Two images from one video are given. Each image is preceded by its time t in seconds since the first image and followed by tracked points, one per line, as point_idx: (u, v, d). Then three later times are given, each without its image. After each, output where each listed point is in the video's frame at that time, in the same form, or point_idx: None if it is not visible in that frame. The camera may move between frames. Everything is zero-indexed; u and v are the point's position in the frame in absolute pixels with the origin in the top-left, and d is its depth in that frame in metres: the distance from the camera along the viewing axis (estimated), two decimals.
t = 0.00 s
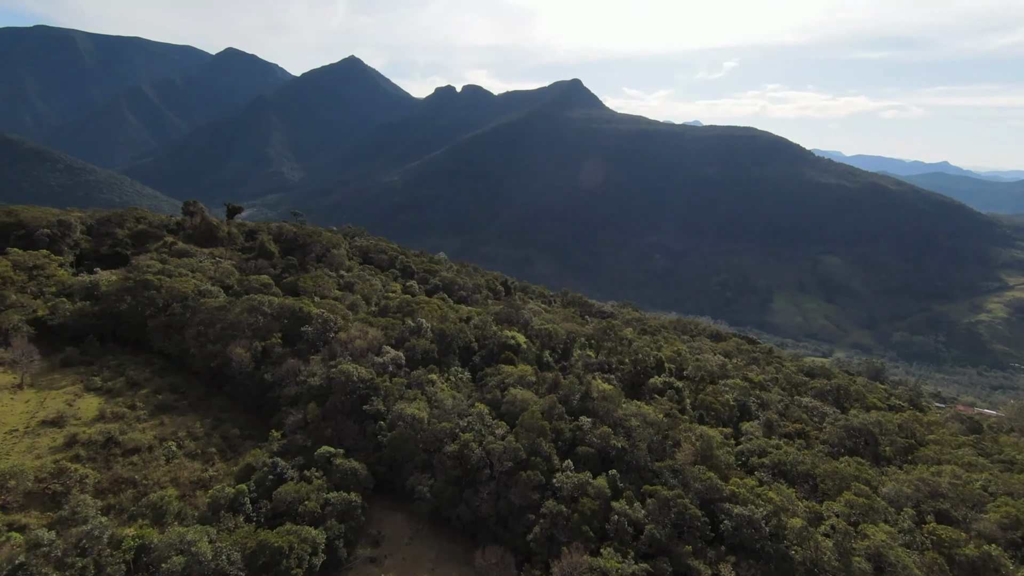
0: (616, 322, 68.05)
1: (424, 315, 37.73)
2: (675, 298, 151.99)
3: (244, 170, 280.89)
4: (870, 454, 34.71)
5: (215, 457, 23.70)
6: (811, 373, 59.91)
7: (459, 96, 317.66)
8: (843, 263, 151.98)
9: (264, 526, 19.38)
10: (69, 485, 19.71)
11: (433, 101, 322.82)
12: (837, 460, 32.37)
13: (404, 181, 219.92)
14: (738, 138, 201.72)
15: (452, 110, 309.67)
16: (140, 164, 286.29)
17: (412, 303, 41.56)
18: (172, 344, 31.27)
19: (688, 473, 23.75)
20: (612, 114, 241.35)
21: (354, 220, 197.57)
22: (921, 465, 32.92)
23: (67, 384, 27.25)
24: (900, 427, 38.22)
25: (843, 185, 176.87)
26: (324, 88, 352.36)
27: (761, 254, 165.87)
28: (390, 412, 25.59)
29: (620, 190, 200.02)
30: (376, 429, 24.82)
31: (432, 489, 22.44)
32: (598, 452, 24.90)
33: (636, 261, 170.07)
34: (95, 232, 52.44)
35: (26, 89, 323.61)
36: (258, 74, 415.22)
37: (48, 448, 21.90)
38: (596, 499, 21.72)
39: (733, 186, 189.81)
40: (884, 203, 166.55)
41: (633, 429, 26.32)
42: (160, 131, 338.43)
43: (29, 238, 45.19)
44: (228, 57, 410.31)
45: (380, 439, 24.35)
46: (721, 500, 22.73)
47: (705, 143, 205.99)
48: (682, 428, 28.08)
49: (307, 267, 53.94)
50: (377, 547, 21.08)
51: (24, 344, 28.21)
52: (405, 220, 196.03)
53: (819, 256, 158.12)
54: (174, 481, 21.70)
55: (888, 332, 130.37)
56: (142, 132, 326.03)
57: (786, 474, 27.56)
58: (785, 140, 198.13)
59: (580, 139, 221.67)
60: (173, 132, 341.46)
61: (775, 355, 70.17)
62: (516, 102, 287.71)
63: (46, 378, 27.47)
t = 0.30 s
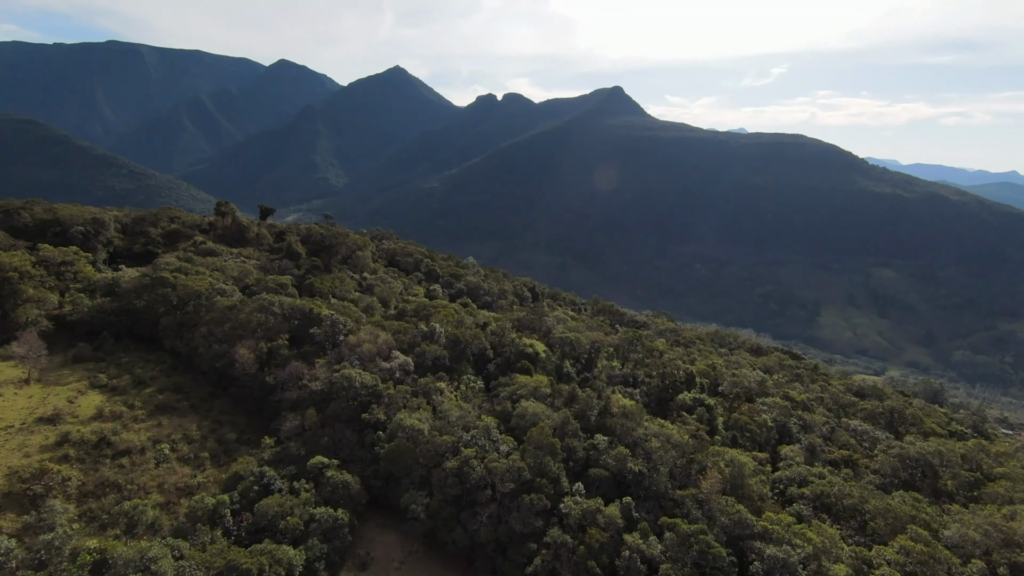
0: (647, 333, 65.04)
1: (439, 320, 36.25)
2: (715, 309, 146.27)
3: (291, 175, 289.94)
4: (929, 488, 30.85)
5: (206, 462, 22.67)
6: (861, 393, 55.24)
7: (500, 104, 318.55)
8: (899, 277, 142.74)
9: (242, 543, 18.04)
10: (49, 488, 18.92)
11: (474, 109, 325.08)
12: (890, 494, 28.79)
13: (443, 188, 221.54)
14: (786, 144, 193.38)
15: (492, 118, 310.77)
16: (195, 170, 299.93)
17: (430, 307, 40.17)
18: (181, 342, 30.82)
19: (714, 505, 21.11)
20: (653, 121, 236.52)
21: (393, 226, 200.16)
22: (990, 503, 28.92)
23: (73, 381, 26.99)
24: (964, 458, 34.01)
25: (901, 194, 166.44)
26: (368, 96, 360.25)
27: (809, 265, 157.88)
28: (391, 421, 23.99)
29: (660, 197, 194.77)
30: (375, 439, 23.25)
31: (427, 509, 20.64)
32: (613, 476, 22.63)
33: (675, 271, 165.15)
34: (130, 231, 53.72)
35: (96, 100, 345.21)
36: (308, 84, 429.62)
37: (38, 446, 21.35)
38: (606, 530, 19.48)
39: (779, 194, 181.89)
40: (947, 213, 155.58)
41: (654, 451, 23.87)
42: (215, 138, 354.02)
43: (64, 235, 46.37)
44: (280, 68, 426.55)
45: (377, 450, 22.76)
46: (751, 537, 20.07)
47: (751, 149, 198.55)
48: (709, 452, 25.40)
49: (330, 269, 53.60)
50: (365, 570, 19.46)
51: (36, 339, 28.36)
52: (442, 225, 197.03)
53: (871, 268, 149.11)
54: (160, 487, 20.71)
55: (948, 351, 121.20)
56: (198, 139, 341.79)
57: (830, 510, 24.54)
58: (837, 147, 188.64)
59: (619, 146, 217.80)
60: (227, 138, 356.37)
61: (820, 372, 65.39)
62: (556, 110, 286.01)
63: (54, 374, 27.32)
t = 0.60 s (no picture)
0: (678, 346, 61.88)
1: (452, 325, 34.70)
2: (755, 323, 140.08)
3: (333, 182, 297.12)
4: (994, 532, 26.99)
5: (192, 467, 21.63)
6: (913, 418, 50.60)
7: (539, 113, 317.59)
8: (957, 294, 133.26)
9: (212, 559, 16.72)
10: (22, 489, 18.12)
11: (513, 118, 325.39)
12: (947, 538, 25.29)
13: (479, 196, 222.02)
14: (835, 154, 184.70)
15: (530, 127, 310.04)
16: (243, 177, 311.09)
17: (444, 312, 38.72)
18: (187, 341, 30.26)
19: (736, 543, 18.62)
20: (694, 129, 230.79)
21: (429, 232, 201.45)
22: None
23: (75, 376, 26.64)
24: None
25: (961, 206, 155.93)
26: (408, 104, 365.76)
27: (858, 280, 149.57)
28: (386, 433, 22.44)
29: (700, 207, 189.16)
30: (367, 451, 21.77)
31: (415, 531, 18.95)
32: (623, 505, 20.43)
33: (714, 283, 159.43)
34: (161, 230, 54.61)
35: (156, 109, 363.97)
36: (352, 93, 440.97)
37: (24, 444, 20.75)
38: (610, 568, 17.31)
39: (827, 205, 173.50)
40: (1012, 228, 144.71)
41: (670, 478, 21.47)
42: (264, 146, 367.00)
43: (94, 232, 47.24)
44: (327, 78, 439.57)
45: (368, 464, 21.21)
46: None
47: (797, 158, 190.63)
48: (735, 481, 22.77)
49: (351, 272, 53.13)
50: None
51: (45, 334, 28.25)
52: (477, 232, 196.83)
53: (927, 285, 139.89)
54: (140, 493, 19.73)
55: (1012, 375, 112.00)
56: (248, 147, 355.08)
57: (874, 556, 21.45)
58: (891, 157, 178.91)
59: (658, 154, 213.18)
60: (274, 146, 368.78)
61: (867, 394, 60.66)
62: (595, 119, 282.95)
63: (58, 369, 27.09)
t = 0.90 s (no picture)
0: (707, 361, 58.72)
1: (461, 332, 33.16)
2: (795, 340, 133.55)
3: (371, 189, 302.29)
4: None
5: (171, 472, 20.60)
6: (968, 450, 45.98)
7: (574, 123, 315.41)
8: (1018, 316, 123.98)
9: None
10: None
11: (548, 128, 324.17)
12: None
13: (512, 204, 221.16)
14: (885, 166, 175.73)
15: (566, 136, 308.03)
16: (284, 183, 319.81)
17: (456, 317, 37.23)
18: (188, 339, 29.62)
19: None
20: (734, 140, 224.36)
21: (462, 240, 201.43)
22: None
23: (71, 372, 26.21)
24: None
25: None
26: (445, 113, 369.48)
27: (908, 298, 141.08)
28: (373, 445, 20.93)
29: (738, 219, 182.96)
30: (351, 463, 20.29)
31: (393, 556, 17.33)
32: (626, 538, 18.35)
33: (752, 298, 153.30)
34: (186, 229, 55.21)
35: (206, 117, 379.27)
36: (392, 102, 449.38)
37: (4, 440, 20.15)
38: None
39: (876, 218, 164.87)
40: None
41: (683, 511, 19.20)
42: (306, 152, 376.96)
43: (120, 229, 47.91)
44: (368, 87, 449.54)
45: (352, 478, 19.68)
46: None
47: (844, 170, 182.33)
48: (758, 516, 20.29)
49: (369, 275, 52.45)
50: None
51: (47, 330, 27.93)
52: (509, 240, 195.50)
53: (983, 305, 130.76)
54: (111, 498, 18.74)
55: None
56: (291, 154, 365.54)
57: None
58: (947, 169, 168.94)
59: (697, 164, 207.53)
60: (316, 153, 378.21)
61: (916, 420, 55.91)
62: (632, 129, 278.89)
63: (56, 364, 26.73)
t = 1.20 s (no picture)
0: (739, 376, 55.54)
1: (471, 337, 31.68)
2: (838, 356, 126.72)
3: (408, 193, 306.09)
4: None
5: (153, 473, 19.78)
6: None
7: (611, 129, 311.35)
8: None
9: None
10: None
11: (584, 134, 321.23)
12: None
13: (546, 211, 219.47)
14: (940, 175, 165.97)
15: (602, 142, 304.51)
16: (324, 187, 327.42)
17: (469, 321, 35.73)
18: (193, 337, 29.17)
19: None
20: (777, 148, 216.75)
21: (495, 246, 200.88)
22: None
23: (74, 367, 25.98)
24: None
25: None
26: (481, 120, 371.61)
27: (963, 315, 132.21)
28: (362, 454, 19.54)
29: (780, 229, 175.81)
30: (336, 474, 19.00)
31: None
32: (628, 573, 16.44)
33: (792, 310, 146.56)
34: (212, 227, 55.87)
35: (252, 123, 392.89)
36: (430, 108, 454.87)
37: None
38: None
39: (929, 230, 155.61)
40: None
41: (696, 546, 17.12)
42: (346, 157, 385.03)
43: (147, 226, 48.65)
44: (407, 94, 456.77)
45: (335, 490, 18.40)
46: None
47: (894, 180, 173.20)
48: (784, 554, 17.96)
49: (388, 276, 51.78)
50: None
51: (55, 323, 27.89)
52: (542, 246, 193.54)
53: None
54: (87, 499, 17.98)
55: None
56: (331, 159, 374.13)
57: None
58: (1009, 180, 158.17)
59: (737, 172, 201.16)
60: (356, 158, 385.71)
61: (972, 447, 51.21)
62: (671, 136, 273.37)
63: (61, 358, 26.58)
